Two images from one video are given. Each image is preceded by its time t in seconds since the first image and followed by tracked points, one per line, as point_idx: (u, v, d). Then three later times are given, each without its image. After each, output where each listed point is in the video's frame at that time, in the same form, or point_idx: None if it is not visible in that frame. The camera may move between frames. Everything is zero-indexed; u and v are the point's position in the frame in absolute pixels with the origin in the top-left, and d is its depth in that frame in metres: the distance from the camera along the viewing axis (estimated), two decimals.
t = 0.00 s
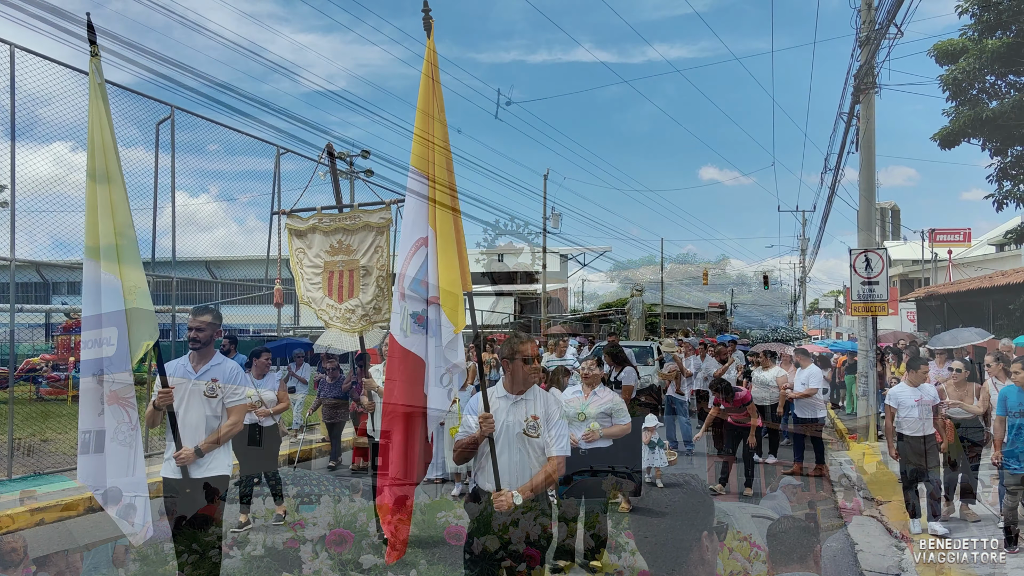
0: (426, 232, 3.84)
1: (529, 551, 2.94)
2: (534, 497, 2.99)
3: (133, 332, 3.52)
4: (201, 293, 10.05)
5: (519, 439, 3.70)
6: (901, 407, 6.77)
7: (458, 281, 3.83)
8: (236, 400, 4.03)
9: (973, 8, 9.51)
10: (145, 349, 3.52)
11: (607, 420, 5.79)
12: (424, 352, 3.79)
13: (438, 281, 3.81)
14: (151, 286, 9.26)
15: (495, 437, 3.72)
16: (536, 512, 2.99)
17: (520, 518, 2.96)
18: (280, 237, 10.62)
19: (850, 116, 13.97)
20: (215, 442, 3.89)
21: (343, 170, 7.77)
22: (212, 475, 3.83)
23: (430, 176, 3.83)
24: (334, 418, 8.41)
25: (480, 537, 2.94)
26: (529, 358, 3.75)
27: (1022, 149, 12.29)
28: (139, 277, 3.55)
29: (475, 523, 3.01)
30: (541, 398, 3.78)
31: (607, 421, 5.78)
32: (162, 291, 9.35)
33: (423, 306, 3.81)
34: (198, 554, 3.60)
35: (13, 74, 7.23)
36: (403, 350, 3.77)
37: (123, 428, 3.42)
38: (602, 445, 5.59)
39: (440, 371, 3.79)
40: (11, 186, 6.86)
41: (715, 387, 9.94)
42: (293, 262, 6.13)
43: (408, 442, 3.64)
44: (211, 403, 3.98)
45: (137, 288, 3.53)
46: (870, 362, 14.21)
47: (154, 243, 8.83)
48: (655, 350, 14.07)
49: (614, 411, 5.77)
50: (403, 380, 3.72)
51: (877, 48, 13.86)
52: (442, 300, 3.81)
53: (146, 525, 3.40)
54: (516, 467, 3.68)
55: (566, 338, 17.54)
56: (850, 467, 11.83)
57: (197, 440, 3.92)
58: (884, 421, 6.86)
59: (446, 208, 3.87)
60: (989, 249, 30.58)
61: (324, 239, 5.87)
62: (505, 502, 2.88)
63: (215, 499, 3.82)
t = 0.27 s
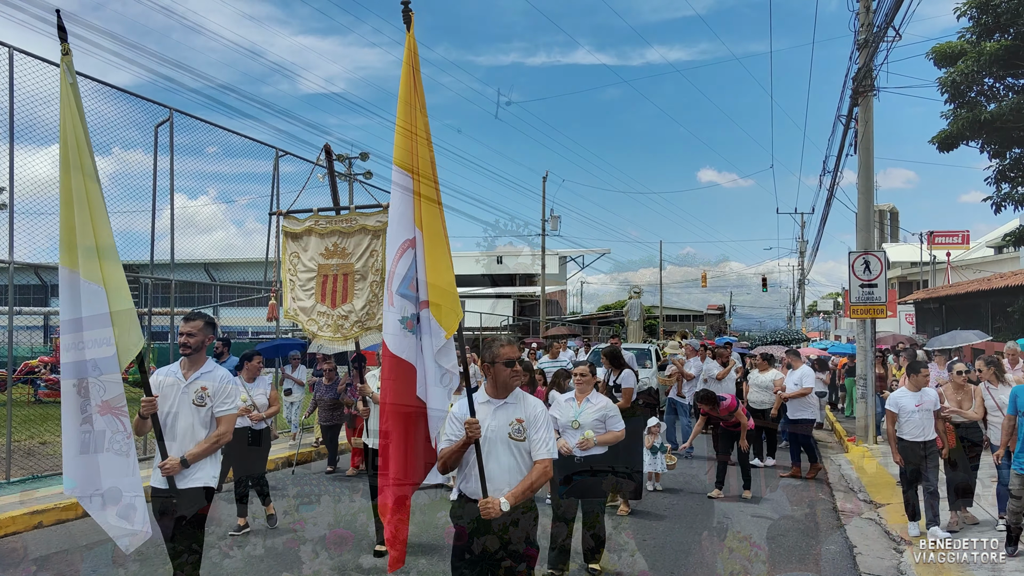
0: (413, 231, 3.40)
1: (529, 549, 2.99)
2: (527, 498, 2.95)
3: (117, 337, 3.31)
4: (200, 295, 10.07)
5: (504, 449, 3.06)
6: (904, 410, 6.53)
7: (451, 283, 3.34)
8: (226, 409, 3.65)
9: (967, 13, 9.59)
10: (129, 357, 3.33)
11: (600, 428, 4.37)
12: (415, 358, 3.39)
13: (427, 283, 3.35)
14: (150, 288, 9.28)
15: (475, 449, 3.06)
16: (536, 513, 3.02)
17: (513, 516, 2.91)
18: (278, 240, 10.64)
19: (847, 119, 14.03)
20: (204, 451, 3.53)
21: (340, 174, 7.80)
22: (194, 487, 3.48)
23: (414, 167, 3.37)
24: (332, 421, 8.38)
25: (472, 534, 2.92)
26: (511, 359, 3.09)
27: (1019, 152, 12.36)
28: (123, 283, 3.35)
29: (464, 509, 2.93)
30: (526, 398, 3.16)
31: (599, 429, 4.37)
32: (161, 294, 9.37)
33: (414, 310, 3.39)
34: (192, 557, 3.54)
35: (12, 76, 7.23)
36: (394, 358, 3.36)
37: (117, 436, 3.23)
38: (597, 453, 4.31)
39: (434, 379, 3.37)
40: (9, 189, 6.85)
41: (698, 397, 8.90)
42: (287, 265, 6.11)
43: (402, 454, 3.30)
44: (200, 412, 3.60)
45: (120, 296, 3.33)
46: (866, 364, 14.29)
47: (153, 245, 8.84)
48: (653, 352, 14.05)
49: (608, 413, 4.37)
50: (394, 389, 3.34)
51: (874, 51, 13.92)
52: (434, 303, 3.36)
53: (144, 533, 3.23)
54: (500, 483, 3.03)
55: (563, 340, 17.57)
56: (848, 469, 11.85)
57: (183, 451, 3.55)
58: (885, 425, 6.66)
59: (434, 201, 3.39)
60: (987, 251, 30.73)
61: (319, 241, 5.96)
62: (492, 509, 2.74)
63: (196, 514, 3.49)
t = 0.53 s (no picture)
0: (393, 219, 2.91)
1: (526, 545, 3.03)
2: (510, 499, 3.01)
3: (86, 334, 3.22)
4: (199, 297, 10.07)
5: (483, 451, 3.10)
6: (909, 412, 6.44)
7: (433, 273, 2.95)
8: (214, 413, 3.64)
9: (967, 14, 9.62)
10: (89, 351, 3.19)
11: (583, 428, 4.65)
12: (402, 359, 2.88)
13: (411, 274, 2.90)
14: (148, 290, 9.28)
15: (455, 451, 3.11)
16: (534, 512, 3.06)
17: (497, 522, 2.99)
18: (276, 240, 10.64)
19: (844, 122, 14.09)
20: (188, 454, 3.49)
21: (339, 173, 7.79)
22: (178, 492, 3.43)
23: (394, 146, 2.91)
24: (329, 422, 8.39)
25: (458, 540, 3.00)
26: (486, 359, 3.09)
27: (1015, 154, 12.42)
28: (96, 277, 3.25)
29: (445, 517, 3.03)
30: (503, 399, 3.22)
31: (583, 429, 4.65)
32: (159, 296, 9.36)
33: (395, 305, 2.90)
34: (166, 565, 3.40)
35: (9, 79, 7.23)
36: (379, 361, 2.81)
37: (91, 435, 3.18)
38: (581, 456, 4.41)
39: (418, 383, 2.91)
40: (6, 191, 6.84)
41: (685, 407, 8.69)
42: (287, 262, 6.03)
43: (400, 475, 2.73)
44: (187, 414, 3.60)
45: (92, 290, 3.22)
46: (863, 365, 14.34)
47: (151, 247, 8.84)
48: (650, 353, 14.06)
49: (588, 415, 4.66)
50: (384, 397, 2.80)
51: (871, 54, 13.99)
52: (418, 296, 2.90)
53: (110, 534, 3.17)
54: (482, 486, 3.06)
55: (560, 341, 17.57)
56: (845, 471, 11.87)
57: (170, 454, 3.54)
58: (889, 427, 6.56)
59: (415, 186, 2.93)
60: (984, 254, 30.82)
61: (320, 237, 5.91)
62: (471, 513, 2.83)
63: (181, 520, 3.41)
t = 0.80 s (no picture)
0: (380, 220, 2.86)
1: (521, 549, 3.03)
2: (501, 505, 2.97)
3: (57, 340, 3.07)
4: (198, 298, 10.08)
5: (473, 457, 3.07)
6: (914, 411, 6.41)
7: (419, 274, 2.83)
8: (208, 414, 3.64)
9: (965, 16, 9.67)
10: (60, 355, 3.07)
11: (575, 429, 4.67)
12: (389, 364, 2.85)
13: (393, 274, 2.81)
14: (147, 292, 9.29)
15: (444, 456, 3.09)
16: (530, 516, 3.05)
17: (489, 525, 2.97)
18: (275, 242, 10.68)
19: (843, 123, 14.12)
20: (182, 456, 3.48)
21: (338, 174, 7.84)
22: (171, 497, 3.42)
23: (383, 146, 2.86)
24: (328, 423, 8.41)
25: (448, 545, 3.00)
26: (478, 362, 3.04)
27: (1013, 156, 12.46)
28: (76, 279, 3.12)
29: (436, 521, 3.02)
30: (494, 402, 3.18)
31: (575, 430, 4.67)
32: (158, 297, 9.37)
33: (382, 307, 2.85)
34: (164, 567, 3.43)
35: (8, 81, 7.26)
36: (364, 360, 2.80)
37: (58, 443, 3.03)
38: (572, 456, 4.48)
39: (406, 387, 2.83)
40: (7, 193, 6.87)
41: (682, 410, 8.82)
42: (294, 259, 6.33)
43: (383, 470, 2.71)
44: (179, 416, 3.59)
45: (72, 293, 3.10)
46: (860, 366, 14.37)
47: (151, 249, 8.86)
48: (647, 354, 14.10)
49: (580, 414, 4.68)
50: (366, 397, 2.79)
51: (869, 57, 14.04)
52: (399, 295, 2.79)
53: (73, 548, 3.00)
54: (470, 491, 3.04)
55: (558, 343, 17.59)
56: (844, 472, 11.89)
57: (162, 456, 3.53)
58: (894, 428, 6.46)
59: (403, 186, 2.85)
60: (983, 255, 30.86)
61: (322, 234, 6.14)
62: (461, 521, 2.80)
63: (174, 526, 3.41)
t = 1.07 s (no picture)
0: (362, 221, 2.80)
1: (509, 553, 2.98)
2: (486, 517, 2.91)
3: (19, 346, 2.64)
4: (197, 300, 10.10)
5: (459, 466, 2.98)
6: (913, 413, 6.38)
7: (399, 277, 2.75)
8: (184, 420, 3.66)
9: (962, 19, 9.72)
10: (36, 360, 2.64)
11: (571, 434, 4.67)
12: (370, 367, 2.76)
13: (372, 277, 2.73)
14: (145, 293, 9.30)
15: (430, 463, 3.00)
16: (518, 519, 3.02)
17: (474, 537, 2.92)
18: (274, 244, 10.71)
19: (840, 125, 14.17)
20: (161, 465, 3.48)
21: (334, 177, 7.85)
22: (150, 505, 3.44)
23: (366, 145, 2.78)
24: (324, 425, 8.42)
25: (431, 554, 2.93)
26: (472, 366, 2.98)
27: (1011, 158, 12.50)
28: (49, 288, 2.81)
29: (419, 531, 2.96)
30: (484, 409, 3.09)
31: (571, 435, 4.67)
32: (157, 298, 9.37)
33: (363, 311, 2.77)
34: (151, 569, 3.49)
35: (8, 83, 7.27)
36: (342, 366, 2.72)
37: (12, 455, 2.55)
38: (570, 461, 4.47)
39: (391, 395, 2.73)
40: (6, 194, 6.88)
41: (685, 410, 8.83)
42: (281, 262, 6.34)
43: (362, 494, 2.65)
44: (156, 422, 3.60)
45: (49, 298, 2.80)
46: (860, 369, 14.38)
47: (150, 250, 8.88)
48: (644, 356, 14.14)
49: (577, 420, 4.69)
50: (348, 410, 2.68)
51: (867, 59, 14.07)
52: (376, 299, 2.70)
53: None
54: (454, 502, 2.96)
55: (556, 345, 17.63)
56: (841, 474, 11.91)
57: (139, 465, 3.54)
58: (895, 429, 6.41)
59: (385, 187, 2.78)
60: (983, 257, 30.84)
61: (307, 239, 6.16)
62: (442, 532, 2.76)
63: (154, 534, 3.46)
